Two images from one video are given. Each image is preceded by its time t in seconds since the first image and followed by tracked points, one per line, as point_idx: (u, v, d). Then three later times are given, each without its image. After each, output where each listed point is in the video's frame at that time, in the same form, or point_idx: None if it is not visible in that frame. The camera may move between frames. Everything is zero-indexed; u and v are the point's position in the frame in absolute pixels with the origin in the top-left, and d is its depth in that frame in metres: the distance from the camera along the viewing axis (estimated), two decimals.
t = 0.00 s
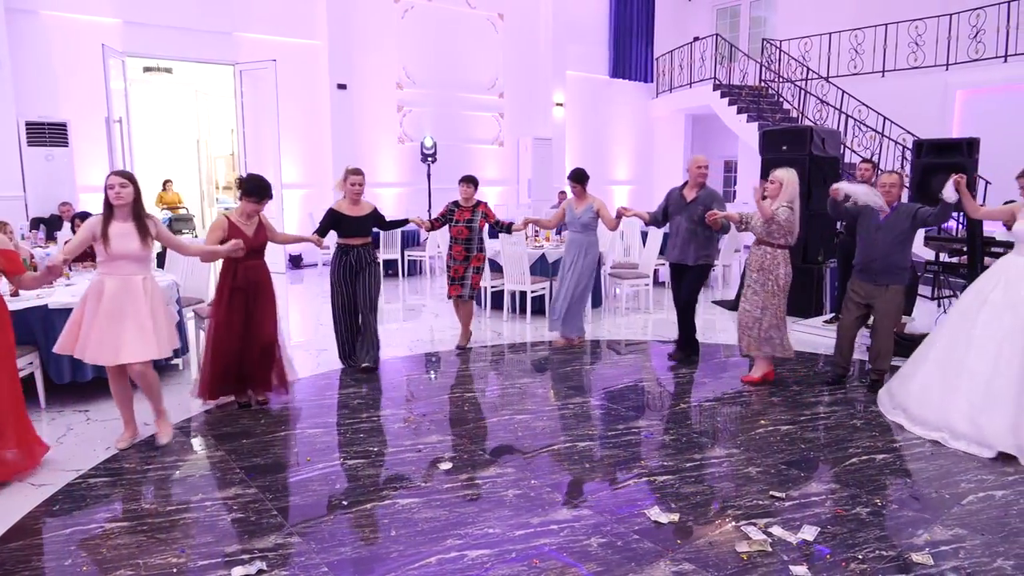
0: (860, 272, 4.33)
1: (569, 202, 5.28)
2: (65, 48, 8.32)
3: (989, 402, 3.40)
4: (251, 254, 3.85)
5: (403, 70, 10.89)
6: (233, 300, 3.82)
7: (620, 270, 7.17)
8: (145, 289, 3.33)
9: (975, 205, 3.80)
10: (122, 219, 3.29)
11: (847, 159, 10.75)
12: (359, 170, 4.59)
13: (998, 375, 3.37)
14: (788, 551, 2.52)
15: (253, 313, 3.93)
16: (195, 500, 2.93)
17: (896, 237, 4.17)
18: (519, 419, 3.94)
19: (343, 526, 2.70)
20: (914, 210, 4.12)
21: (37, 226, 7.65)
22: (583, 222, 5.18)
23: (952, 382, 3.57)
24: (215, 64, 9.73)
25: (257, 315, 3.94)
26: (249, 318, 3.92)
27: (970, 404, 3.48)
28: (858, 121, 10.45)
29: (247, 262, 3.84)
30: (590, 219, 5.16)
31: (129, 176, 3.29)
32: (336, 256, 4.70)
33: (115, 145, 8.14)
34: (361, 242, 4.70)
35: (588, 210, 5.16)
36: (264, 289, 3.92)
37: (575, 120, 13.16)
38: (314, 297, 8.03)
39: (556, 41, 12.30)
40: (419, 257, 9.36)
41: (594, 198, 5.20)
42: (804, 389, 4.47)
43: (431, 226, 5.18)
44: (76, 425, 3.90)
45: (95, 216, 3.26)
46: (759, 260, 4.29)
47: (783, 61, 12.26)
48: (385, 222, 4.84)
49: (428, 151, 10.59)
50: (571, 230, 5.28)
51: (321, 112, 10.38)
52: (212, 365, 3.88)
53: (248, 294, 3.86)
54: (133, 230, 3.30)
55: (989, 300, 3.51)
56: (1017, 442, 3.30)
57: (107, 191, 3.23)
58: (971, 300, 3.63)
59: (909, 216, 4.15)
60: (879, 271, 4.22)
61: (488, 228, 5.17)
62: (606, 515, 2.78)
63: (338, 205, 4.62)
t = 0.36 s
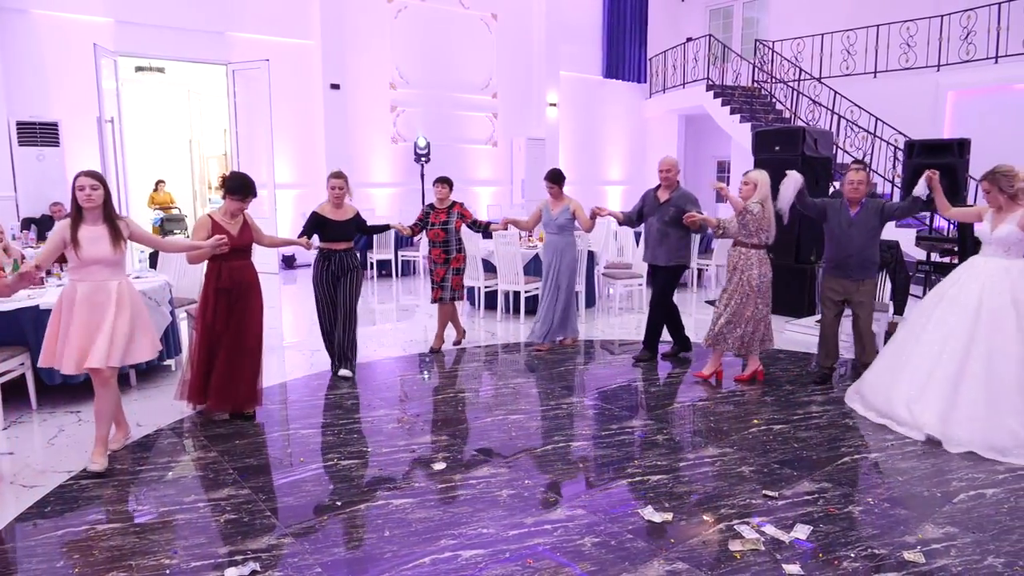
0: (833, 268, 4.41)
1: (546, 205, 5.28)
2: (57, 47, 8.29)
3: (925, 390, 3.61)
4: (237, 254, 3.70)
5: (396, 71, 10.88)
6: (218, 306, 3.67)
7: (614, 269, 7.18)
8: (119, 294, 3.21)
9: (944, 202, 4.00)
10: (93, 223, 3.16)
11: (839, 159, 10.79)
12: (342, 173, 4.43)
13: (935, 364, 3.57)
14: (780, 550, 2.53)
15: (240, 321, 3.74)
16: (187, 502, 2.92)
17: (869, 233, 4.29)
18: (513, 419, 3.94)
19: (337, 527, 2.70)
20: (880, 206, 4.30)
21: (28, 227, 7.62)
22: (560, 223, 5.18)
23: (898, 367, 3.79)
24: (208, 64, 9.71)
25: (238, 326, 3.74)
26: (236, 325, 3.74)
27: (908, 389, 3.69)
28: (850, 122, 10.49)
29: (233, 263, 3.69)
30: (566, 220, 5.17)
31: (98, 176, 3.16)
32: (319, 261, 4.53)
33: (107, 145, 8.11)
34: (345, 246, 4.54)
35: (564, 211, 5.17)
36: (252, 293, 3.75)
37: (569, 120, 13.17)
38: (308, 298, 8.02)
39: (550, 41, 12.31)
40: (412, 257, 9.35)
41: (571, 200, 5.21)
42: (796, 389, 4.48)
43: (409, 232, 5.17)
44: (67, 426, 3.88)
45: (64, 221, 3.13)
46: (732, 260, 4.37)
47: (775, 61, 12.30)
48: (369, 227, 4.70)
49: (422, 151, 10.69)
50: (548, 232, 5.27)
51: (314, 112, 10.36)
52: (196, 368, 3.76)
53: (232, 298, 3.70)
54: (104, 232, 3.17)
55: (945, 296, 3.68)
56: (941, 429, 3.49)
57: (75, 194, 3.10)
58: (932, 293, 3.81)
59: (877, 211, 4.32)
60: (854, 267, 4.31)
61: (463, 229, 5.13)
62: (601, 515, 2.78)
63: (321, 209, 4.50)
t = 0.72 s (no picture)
0: (813, 264, 4.45)
1: (519, 205, 5.26)
2: (48, 46, 8.24)
3: (880, 381, 3.71)
4: (219, 260, 3.61)
5: (390, 71, 10.89)
6: (207, 318, 3.57)
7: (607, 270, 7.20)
8: (98, 301, 3.15)
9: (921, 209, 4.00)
10: (62, 229, 3.08)
11: (831, 160, 10.84)
12: (314, 179, 4.36)
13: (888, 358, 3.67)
14: (773, 549, 2.53)
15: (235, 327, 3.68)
16: (181, 503, 2.91)
17: (848, 231, 4.34)
18: (507, 419, 3.94)
19: (332, 527, 2.70)
20: (859, 205, 4.32)
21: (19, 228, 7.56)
22: (535, 224, 5.16)
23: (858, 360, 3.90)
24: (201, 64, 9.67)
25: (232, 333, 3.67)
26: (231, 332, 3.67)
27: (863, 381, 3.81)
28: (842, 122, 10.54)
29: (215, 269, 3.59)
30: (541, 221, 5.16)
31: (73, 184, 3.05)
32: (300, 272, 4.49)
33: (99, 145, 8.07)
34: (325, 253, 4.47)
35: (538, 212, 5.15)
36: (238, 298, 3.67)
37: (562, 120, 13.18)
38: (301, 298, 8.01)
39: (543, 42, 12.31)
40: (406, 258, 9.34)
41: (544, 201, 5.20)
42: (789, 388, 4.50)
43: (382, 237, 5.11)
44: (58, 428, 3.86)
45: (34, 227, 3.04)
46: (704, 262, 4.38)
47: (768, 62, 12.34)
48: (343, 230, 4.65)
49: (415, 151, 10.68)
50: (523, 233, 5.26)
51: (307, 112, 10.33)
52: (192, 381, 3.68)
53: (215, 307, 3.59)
54: (76, 240, 3.10)
55: (907, 291, 3.76)
56: (889, 420, 3.60)
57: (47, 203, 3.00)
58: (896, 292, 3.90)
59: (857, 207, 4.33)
60: (834, 264, 4.36)
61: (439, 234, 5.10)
62: (595, 515, 2.79)
63: (296, 219, 4.41)
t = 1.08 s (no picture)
0: (796, 263, 4.69)
1: (489, 206, 5.26)
2: (43, 46, 8.20)
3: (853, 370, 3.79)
4: (188, 264, 3.47)
5: (386, 71, 10.89)
6: (172, 320, 3.42)
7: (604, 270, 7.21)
8: (57, 304, 3.01)
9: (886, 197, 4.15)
10: (22, 231, 2.95)
11: (827, 160, 10.87)
12: (290, 176, 4.20)
13: (862, 344, 3.78)
14: (769, 548, 2.54)
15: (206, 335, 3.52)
16: (178, 504, 2.91)
17: (828, 230, 4.54)
18: (504, 419, 3.95)
19: (328, 527, 2.70)
20: (839, 205, 4.52)
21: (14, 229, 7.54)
22: (505, 226, 5.18)
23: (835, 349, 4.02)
24: (196, 64, 9.66)
25: (204, 342, 3.51)
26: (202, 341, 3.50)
27: (837, 369, 3.91)
28: (837, 123, 10.57)
29: (185, 274, 3.46)
30: (512, 223, 5.18)
31: (31, 184, 2.93)
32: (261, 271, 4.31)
33: (94, 146, 8.04)
34: (292, 254, 4.32)
35: (509, 214, 5.17)
36: (206, 307, 3.50)
37: (558, 121, 13.19)
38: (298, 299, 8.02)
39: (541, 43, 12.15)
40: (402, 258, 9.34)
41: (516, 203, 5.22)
42: (784, 388, 4.52)
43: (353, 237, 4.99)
44: (55, 430, 3.85)
45: None
46: (674, 264, 4.46)
47: (764, 62, 12.38)
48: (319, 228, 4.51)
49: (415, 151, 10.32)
50: (492, 234, 5.26)
51: (303, 113, 10.33)
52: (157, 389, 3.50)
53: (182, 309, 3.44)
54: (35, 241, 2.97)
55: (879, 284, 3.89)
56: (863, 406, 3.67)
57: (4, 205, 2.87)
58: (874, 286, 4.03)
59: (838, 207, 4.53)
60: (813, 263, 4.60)
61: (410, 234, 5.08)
62: (590, 514, 2.80)
63: (265, 216, 4.25)
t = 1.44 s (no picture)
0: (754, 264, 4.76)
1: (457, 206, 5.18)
2: (31, 45, 8.13)
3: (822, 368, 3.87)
4: (161, 270, 3.42)
5: (377, 71, 10.85)
6: (144, 327, 3.38)
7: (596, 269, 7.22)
8: (15, 307, 2.83)
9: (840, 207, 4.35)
10: None
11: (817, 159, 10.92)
12: (265, 177, 4.06)
13: (827, 344, 3.84)
14: (759, 545, 2.56)
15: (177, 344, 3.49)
16: (169, 505, 2.90)
17: (784, 233, 4.61)
18: (496, 419, 3.95)
19: (320, 527, 2.70)
20: (799, 210, 4.59)
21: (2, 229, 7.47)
22: (472, 226, 5.10)
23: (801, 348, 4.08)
24: (186, 64, 9.62)
25: (178, 350, 3.48)
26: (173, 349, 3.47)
27: (805, 366, 3.99)
28: (828, 123, 10.62)
29: (158, 280, 3.42)
30: (479, 224, 5.10)
31: None
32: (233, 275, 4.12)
33: (83, 146, 7.99)
34: (268, 257, 4.15)
35: (478, 214, 5.10)
36: (182, 313, 3.49)
37: (550, 120, 13.20)
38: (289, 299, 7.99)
39: (531, 42, 12.27)
40: (394, 258, 9.32)
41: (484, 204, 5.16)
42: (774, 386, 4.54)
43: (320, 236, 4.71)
44: (44, 430, 3.83)
45: None
46: (631, 259, 4.40)
47: (755, 63, 12.43)
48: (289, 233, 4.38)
49: (403, 151, 10.53)
50: (459, 235, 5.17)
51: (294, 112, 10.30)
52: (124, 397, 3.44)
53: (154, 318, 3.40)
54: None
55: (843, 282, 3.94)
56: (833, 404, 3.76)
57: None
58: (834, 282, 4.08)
59: (796, 213, 4.60)
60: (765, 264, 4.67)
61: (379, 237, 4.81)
62: (581, 513, 2.81)
63: (241, 217, 4.08)
